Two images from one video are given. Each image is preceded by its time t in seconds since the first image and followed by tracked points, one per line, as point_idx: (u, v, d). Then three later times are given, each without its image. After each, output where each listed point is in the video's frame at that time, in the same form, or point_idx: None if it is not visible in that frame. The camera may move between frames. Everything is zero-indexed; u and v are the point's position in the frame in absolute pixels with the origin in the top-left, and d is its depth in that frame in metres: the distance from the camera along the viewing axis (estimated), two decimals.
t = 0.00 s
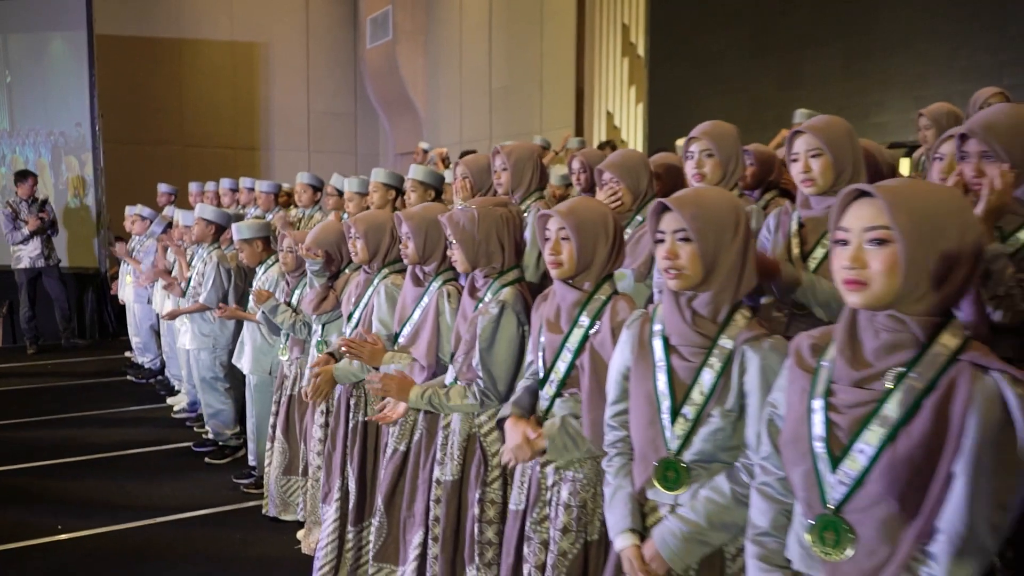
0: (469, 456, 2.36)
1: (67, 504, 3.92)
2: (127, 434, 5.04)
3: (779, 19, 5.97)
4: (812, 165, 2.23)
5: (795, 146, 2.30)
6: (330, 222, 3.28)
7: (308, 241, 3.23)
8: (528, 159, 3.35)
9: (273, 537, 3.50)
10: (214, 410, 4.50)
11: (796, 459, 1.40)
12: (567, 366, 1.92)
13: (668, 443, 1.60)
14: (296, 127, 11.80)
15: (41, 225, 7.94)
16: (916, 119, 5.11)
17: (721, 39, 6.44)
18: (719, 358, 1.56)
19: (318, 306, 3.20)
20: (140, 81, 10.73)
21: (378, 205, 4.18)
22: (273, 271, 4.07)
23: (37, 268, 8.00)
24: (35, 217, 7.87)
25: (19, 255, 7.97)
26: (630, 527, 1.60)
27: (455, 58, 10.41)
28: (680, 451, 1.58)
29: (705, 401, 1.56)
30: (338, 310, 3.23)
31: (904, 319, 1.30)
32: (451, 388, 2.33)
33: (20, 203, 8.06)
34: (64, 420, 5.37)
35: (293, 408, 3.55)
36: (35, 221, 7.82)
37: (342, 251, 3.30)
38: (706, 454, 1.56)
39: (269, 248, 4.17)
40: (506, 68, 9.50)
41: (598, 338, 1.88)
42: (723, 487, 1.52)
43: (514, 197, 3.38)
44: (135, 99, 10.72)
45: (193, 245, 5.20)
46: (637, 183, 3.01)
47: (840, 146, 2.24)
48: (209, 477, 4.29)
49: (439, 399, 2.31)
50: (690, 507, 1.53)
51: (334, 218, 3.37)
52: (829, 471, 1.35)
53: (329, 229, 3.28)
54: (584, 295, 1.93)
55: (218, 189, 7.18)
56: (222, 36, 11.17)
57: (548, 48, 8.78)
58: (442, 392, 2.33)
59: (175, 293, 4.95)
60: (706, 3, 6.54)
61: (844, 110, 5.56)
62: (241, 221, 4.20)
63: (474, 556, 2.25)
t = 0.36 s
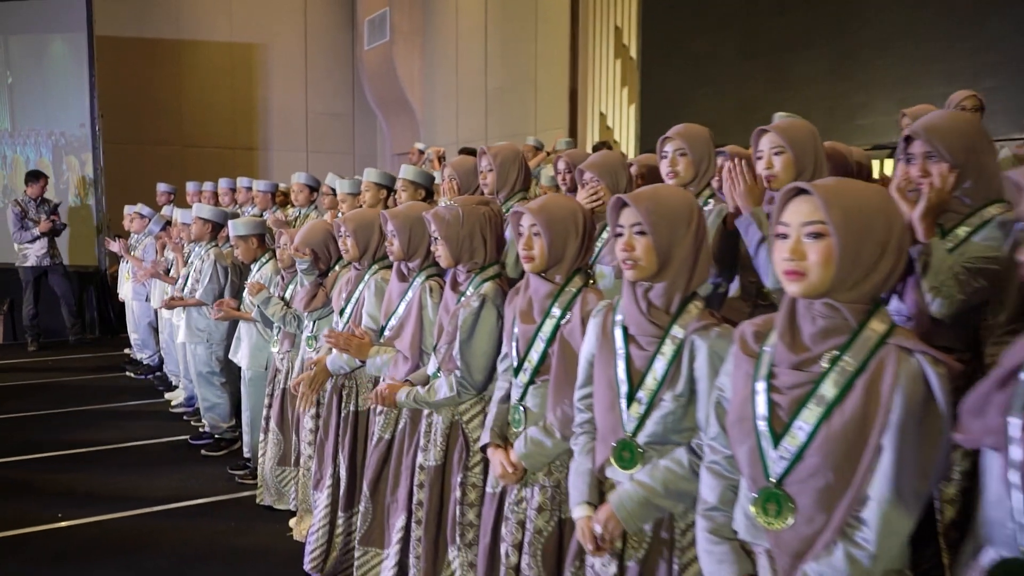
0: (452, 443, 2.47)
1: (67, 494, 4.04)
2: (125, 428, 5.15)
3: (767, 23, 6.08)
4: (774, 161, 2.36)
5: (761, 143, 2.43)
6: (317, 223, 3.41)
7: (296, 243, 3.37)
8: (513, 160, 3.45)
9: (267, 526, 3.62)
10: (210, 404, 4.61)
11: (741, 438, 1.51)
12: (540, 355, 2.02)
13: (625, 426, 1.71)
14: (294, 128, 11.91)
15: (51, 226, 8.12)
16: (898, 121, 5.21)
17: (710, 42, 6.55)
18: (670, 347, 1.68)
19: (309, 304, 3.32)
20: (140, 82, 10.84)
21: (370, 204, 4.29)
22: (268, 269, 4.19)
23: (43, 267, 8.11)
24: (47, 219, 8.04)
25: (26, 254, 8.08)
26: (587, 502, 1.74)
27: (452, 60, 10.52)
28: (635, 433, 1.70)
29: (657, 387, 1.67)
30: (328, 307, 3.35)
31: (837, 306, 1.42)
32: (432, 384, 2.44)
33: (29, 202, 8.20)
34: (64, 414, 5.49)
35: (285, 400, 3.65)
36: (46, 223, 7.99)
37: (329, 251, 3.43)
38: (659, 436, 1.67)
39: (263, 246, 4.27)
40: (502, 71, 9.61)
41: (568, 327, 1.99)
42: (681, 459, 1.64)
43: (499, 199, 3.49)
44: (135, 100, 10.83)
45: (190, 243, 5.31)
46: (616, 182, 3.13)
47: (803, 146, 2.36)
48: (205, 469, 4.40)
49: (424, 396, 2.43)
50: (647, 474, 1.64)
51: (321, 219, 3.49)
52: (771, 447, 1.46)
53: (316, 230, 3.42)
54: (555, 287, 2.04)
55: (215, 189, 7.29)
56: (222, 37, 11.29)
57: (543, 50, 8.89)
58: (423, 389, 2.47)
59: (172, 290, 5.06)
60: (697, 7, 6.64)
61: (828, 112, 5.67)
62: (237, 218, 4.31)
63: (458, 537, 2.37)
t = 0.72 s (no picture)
0: (438, 432, 2.57)
1: (69, 487, 4.15)
2: (125, 423, 5.27)
3: (755, 26, 6.18)
4: (744, 162, 2.50)
5: (732, 145, 2.59)
6: (307, 225, 3.51)
7: (284, 245, 3.47)
8: (499, 161, 3.58)
9: (263, 516, 3.73)
10: (208, 399, 4.73)
11: (696, 422, 1.59)
12: (517, 348, 2.13)
13: (592, 411, 1.83)
14: (293, 128, 12.03)
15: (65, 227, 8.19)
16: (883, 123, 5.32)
17: (701, 45, 6.65)
18: (635, 336, 1.80)
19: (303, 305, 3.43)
20: (139, 83, 10.95)
21: (363, 203, 4.42)
22: (264, 267, 4.32)
23: (53, 267, 8.22)
24: (62, 220, 8.12)
25: (37, 253, 8.15)
26: (550, 472, 1.86)
27: (449, 61, 10.62)
28: (601, 418, 1.81)
29: (622, 374, 1.79)
30: (321, 307, 3.46)
31: (784, 297, 1.52)
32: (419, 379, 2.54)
33: (40, 202, 8.27)
34: (65, 410, 5.60)
35: (280, 394, 3.77)
36: (63, 225, 8.07)
37: (319, 254, 3.54)
38: (623, 421, 1.78)
39: (259, 245, 4.37)
40: (498, 72, 9.72)
41: (544, 322, 2.10)
42: (641, 438, 1.75)
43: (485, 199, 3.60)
44: (135, 101, 10.94)
45: (188, 243, 5.42)
46: (599, 183, 3.25)
47: (770, 149, 2.52)
48: (203, 463, 4.52)
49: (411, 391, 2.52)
50: (608, 450, 1.75)
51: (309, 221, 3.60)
52: (726, 430, 1.54)
53: (305, 231, 3.52)
54: (531, 283, 2.15)
55: (213, 189, 7.41)
56: (220, 38, 11.39)
57: (537, 52, 9.00)
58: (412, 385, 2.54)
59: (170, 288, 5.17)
60: (687, 10, 6.76)
61: (815, 114, 5.78)
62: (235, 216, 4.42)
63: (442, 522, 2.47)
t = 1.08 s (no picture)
0: (423, 426, 2.66)
1: (64, 483, 4.24)
2: (121, 421, 5.36)
3: (742, 30, 6.28)
4: (716, 168, 2.59)
5: (705, 150, 2.68)
6: (291, 230, 3.61)
7: (269, 249, 3.57)
8: (486, 163, 3.68)
9: (254, 511, 3.83)
10: (202, 397, 4.83)
11: (657, 414, 1.66)
12: (494, 346, 2.22)
13: (563, 402, 1.93)
14: (289, 129, 12.11)
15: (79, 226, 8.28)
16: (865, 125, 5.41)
17: (689, 48, 6.75)
18: (603, 330, 1.90)
19: (293, 307, 3.54)
20: (136, 85, 11.03)
21: (354, 204, 4.51)
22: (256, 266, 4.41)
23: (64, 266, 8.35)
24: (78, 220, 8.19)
25: (51, 253, 8.24)
26: (518, 436, 1.98)
27: (444, 62, 10.71)
28: (572, 407, 1.91)
29: (591, 366, 1.88)
30: (310, 308, 3.57)
31: (739, 297, 1.61)
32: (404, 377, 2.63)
33: (54, 201, 8.35)
34: (61, 408, 5.69)
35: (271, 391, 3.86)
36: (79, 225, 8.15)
37: (303, 257, 3.63)
38: (591, 412, 1.87)
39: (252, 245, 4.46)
40: (492, 73, 9.80)
41: (520, 321, 2.20)
42: (608, 428, 1.85)
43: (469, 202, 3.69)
44: (133, 102, 11.03)
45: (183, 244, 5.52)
46: (580, 185, 3.35)
47: (741, 153, 2.61)
48: (196, 459, 4.61)
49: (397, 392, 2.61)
50: (576, 439, 1.84)
51: (295, 225, 3.70)
52: (685, 421, 1.60)
53: (290, 236, 3.62)
54: (507, 284, 2.25)
55: (208, 189, 7.49)
56: (216, 39, 11.47)
57: (531, 54, 9.09)
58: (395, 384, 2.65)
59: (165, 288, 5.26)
60: (675, 14, 6.85)
61: (799, 116, 5.87)
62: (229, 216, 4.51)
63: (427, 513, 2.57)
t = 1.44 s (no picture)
0: (408, 424, 2.74)
1: (59, 480, 4.32)
2: (116, 420, 5.43)
3: (731, 33, 6.34)
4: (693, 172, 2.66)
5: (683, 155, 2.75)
6: (278, 233, 3.69)
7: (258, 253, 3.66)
8: (474, 166, 3.75)
9: (245, 508, 3.89)
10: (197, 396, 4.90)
11: (623, 411, 1.73)
12: (473, 345, 2.29)
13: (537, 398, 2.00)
14: (285, 130, 12.17)
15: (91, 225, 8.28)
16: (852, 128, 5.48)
17: (679, 51, 6.81)
18: (577, 329, 1.96)
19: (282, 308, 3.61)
20: (133, 86, 11.10)
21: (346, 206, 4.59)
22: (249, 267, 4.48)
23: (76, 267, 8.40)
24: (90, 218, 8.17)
25: (65, 254, 8.27)
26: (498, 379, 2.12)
27: (439, 63, 10.76)
28: (546, 403, 1.98)
29: (564, 363, 1.96)
30: (299, 309, 3.63)
31: (700, 298, 1.69)
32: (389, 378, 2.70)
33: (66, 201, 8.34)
34: (57, 407, 5.77)
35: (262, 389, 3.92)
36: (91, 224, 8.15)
37: (291, 259, 3.70)
38: (565, 407, 1.96)
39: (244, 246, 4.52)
40: (487, 75, 9.85)
41: (498, 321, 2.27)
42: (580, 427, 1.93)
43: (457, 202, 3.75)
44: (129, 104, 11.09)
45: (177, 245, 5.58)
46: (566, 187, 3.42)
47: (717, 158, 2.69)
48: (190, 457, 4.68)
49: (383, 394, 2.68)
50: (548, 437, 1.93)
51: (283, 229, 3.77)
52: (649, 417, 1.67)
53: (277, 240, 3.69)
54: (486, 286, 2.32)
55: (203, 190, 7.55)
56: (212, 40, 11.52)
57: (525, 56, 9.15)
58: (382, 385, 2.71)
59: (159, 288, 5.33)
60: (666, 17, 6.92)
61: (787, 119, 5.94)
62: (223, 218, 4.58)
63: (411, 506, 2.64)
